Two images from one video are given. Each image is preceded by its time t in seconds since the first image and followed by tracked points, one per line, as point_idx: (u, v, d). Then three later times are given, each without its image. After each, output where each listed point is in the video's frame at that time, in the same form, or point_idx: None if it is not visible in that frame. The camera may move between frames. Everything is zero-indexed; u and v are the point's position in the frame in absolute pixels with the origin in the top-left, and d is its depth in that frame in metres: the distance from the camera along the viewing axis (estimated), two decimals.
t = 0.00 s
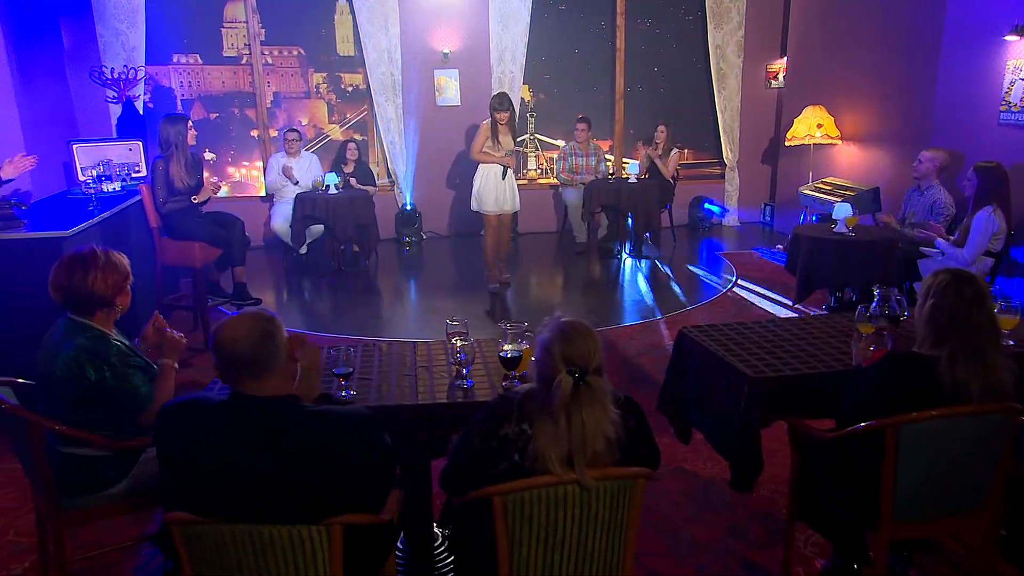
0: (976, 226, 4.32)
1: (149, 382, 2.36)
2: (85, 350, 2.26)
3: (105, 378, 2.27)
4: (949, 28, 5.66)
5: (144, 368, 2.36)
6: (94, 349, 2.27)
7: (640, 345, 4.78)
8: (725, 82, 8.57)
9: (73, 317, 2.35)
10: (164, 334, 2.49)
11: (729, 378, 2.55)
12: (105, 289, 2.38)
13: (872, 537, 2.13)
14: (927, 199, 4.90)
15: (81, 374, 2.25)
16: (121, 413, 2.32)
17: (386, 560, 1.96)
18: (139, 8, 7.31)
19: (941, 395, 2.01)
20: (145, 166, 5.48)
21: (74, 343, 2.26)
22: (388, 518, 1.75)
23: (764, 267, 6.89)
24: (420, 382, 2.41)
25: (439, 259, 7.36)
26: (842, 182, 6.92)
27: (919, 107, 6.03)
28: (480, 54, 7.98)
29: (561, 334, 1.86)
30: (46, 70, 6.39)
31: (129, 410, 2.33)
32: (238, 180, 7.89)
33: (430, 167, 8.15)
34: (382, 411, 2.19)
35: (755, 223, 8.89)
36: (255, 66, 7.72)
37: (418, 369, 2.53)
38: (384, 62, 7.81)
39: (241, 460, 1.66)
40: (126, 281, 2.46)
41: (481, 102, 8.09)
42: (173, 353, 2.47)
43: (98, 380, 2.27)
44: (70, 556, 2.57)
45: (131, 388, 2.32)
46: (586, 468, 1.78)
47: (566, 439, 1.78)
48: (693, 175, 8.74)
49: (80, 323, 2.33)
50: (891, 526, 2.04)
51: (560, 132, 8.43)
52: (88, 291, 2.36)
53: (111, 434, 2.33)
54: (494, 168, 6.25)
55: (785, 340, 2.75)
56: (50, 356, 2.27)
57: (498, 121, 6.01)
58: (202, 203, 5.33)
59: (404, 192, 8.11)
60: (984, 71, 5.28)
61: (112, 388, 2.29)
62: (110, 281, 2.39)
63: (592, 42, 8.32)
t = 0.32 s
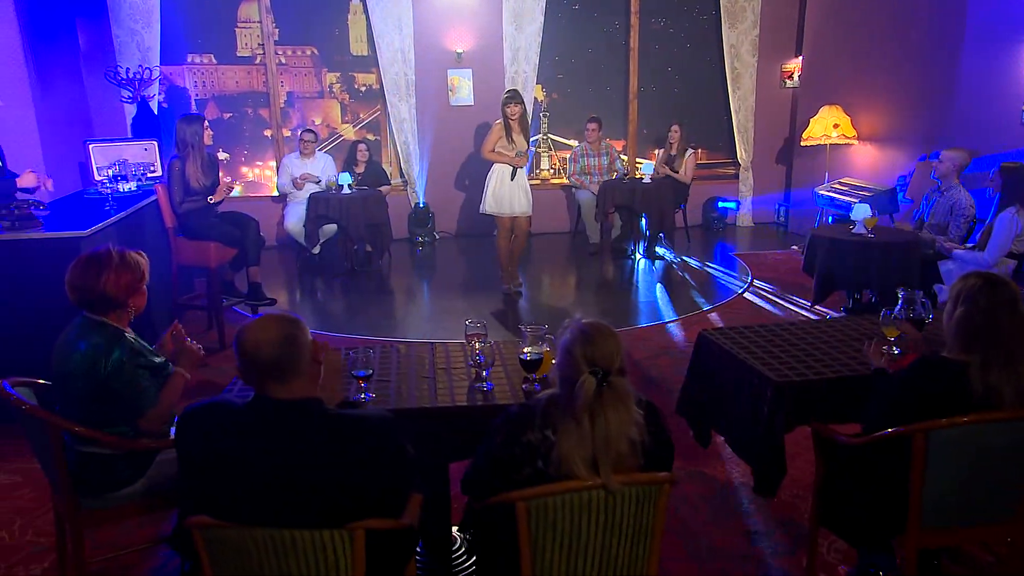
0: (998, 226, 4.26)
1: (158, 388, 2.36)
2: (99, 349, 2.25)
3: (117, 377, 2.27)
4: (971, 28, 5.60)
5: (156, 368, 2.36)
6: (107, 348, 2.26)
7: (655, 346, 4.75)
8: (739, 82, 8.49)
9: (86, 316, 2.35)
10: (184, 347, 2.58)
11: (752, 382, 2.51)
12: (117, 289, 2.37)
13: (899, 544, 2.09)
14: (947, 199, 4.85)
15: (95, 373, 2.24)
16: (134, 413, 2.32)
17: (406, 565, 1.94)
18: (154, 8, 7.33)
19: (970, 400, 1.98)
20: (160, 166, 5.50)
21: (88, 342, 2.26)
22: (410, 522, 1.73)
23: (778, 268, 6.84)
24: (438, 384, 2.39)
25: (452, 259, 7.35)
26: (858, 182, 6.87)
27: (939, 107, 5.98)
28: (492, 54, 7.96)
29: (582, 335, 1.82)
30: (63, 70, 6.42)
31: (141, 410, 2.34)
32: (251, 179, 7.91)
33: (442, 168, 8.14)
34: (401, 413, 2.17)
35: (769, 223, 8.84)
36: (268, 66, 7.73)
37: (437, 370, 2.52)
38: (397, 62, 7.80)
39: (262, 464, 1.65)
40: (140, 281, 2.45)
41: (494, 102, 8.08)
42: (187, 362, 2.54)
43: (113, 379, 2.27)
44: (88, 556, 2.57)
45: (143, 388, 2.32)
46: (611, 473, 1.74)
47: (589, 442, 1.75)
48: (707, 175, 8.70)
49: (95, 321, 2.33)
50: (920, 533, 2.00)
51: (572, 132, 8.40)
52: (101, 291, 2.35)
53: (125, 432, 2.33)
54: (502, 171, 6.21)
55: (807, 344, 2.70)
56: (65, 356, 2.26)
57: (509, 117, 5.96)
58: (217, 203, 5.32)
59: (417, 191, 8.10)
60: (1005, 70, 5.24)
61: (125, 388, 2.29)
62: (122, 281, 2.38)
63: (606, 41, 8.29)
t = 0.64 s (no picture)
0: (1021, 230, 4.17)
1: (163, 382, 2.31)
2: (110, 344, 2.24)
3: (126, 371, 2.25)
4: (990, 27, 5.53)
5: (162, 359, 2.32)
6: (117, 343, 2.25)
7: (670, 349, 4.72)
8: (752, 82, 8.44)
9: (97, 317, 2.34)
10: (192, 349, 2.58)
11: (774, 387, 2.47)
12: (127, 290, 2.35)
13: (927, 551, 2.05)
14: (966, 200, 4.82)
15: (106, 368, 2.23)
16: (140, 411, 2.30)
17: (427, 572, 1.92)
18: (167, 9, 7.34)
19: (1000, 406, 1.94)
20: (174, 166, 5.50)
21: (100, 338, 2.24)
22: (432, 527, 1.71)
23: (792, 269, 6.79)
24: (457, 387, 2.37)
25: (463, 259, 7.34)
26: (874, 183, 6.82)
27: (956, 107, 5.92)
28: (504, 54, 7.94)
29: (606, 336, 1.80)
30: (77, 70, 6.45)
31: (146, 406, 2.30)
32: (263, 180, 7.92)
33: (454, 168, 8.13)
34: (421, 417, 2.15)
35: (782, 224, 8.79)
36: (280, 66, 7.73)
37: (456, 374, 2.50)
38: (409, 62, 7.79)
39: (283, 470, 1.63)
40: (152, 281, 2.42)
41: (505, 102, 8.06)
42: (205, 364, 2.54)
43: (123, 375, 2.25)
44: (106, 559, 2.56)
45: (152, 386, 2.30)
46: (637, 479, 1.72)
47: (615, 444, 1.71)
48: (719, 175, 8.65)
49: (107, 318, 2.32)
50: (948, 541, 1.97)
51: (584, 132, 8.36)
52: (111, 291, 2.34)
53: (134, 430, 2.32)
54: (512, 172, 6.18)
55: (829, 348, 2.67)
56: (76, 354, 2.25)
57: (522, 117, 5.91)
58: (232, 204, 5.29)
59: (429, 191, 8.09)
60: None
61: (134, 385, 2.26)
62: (132, 282, 2.36)
63: (618, 41, 8.26)
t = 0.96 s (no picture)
0: None
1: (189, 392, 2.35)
2: (134, 351, 2.22)
3: (153, 377, 2.23)
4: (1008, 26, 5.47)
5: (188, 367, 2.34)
6: (142, 349, 2.23)
7: (684, 351, 4.69)
8: (764, 83, 8.39)
9: (117, 320, 2.31)
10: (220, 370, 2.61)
11: (798, 392, 2.44)
12: (147, 292, 2.32)
13: (954, 560, 2.01)
14: (985, 202, 4.75)
15: (130, 374, 2.22)
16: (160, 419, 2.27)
17: None
18: (180, 10, 7.32)
19: None
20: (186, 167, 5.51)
21: (123, 344, 2.22)
22: (452, 535, 1.68)
23: (806, 271, 6.73)
24: (475, 392, 2.35)
25: (475, 260, 7.32)
26: (889, 186, 6.77)
27: (972, 108, 5.87)
28: (516, 55, 7.92)
29: (632, 341, 1.76)
30: (90, 71, 6.46)
31: (173, 415, 2.28)
32: (274, 180, 7.92)
33: (465, 169, 8.11)
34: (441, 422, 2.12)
35: (794, 225, 8.73)
36: (291, 67, 7.72)
37: (474, 378, 2.47)
38: (420, 63, 7.77)
39: (299, 475, 1.61)
40: (169, 283, 2.39)
41: (517, 103, 8.03)
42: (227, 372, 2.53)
43: (145, 383, 2.23)
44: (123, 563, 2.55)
45: (177, 394, 2.28)
46: (664, 486, 1.68)
47: (643, 451, 1.68)
48: (731, 176, 8.61)
49: (129, 322, 2.29)
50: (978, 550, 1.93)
51: (596, 133, 8.33)
52: (129, 294, 2.31)
53: (160, 436, 2.30)
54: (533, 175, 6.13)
55: (853, 352, 2.63)
56: (100, 357, 2.23)
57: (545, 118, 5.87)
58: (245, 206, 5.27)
59: (440, 192, 8.07)
60: None
61: (154, 393, 2.24)
62: (149, 284, 2.32)
63: (629, 42, 8.25)
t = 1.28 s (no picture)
0: None
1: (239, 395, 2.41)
2: (179, 361, 2.22)
3: (204, 386, 2.25)
4: None
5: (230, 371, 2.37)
6: (184, 357, 2.23)
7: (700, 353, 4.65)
8: (779, 83, 8.28)
9: (151, 325, 2.30)
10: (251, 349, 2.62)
11: (822, 396, 2.41)
12: (180, 295, 2.33)
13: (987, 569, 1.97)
14: (1006, 204, 4.68)
15: (175, 385, 2.21)
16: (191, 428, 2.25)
17: None
18: (195, 11, 7.31)
19: None
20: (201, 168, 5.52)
21: (164, 354, 2.21)
22: (477, 542, 1.66)
23: (822, 272, 6.67)
24: (497, 395, 2.32)
25: (488, 260, 7.31)
26: (907, 186, 6.70)
27: (993, 108, 5.81)
28: (531, 55, 7.90)
29: (659, 346, 1.74)
30: (106, 71, 6.48)
31: (230, 420, 2.33)
32: (288, 180, 7.92)
33: (478, 169, 8.09)
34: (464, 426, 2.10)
35: (809, 226, 8.67)
36: (306, 67, 7.73)
37: (495, 381, 2.44)
38: (433, 62, 7.74)
39: (326, 479, 1.59)
40: (201, 285, 2.40)
41: (531, 103, 8.02)
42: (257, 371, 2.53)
43: (177, 393, 2.21)
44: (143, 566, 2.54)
45: (210, 404, 2.27)
46: (694, 494, 1.66)
47: (672, 458, 1.66)
48: (745, 177, 8.55)
49: (164, 331, 2.26)
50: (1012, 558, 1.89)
51: (610, 132, 8.34)
52: (162, 298, 2.31)
53: (191, 446, 2.27)
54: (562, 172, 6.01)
55: (878, 356, 2.60)
56: (132, 365, 2.21)
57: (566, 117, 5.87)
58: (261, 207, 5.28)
59: (453, 193, 8.05)
60: None
61: (186, 402, 2.23)
62: (182, 286, 2.33)
63: (643, 41, 8.25)
